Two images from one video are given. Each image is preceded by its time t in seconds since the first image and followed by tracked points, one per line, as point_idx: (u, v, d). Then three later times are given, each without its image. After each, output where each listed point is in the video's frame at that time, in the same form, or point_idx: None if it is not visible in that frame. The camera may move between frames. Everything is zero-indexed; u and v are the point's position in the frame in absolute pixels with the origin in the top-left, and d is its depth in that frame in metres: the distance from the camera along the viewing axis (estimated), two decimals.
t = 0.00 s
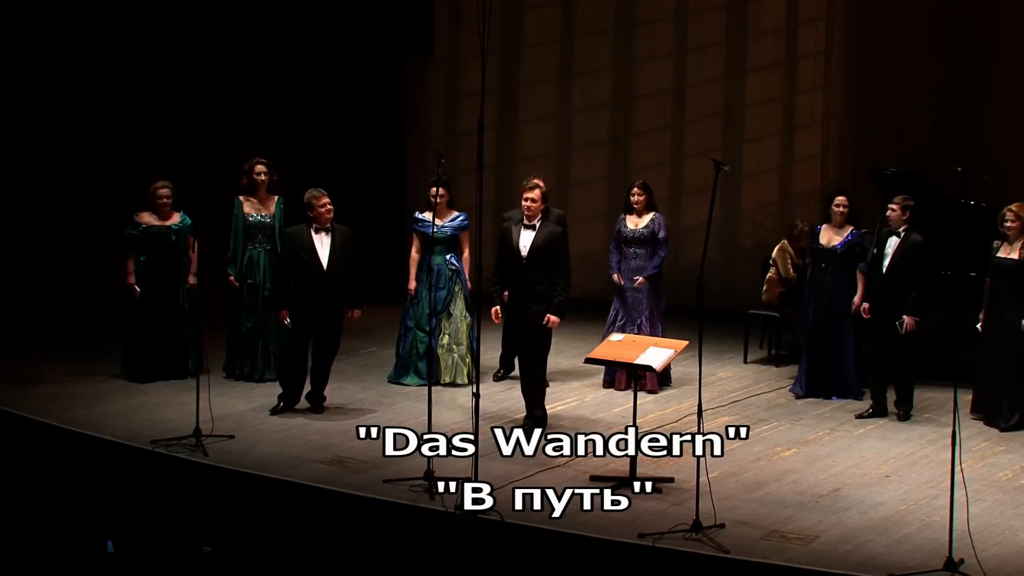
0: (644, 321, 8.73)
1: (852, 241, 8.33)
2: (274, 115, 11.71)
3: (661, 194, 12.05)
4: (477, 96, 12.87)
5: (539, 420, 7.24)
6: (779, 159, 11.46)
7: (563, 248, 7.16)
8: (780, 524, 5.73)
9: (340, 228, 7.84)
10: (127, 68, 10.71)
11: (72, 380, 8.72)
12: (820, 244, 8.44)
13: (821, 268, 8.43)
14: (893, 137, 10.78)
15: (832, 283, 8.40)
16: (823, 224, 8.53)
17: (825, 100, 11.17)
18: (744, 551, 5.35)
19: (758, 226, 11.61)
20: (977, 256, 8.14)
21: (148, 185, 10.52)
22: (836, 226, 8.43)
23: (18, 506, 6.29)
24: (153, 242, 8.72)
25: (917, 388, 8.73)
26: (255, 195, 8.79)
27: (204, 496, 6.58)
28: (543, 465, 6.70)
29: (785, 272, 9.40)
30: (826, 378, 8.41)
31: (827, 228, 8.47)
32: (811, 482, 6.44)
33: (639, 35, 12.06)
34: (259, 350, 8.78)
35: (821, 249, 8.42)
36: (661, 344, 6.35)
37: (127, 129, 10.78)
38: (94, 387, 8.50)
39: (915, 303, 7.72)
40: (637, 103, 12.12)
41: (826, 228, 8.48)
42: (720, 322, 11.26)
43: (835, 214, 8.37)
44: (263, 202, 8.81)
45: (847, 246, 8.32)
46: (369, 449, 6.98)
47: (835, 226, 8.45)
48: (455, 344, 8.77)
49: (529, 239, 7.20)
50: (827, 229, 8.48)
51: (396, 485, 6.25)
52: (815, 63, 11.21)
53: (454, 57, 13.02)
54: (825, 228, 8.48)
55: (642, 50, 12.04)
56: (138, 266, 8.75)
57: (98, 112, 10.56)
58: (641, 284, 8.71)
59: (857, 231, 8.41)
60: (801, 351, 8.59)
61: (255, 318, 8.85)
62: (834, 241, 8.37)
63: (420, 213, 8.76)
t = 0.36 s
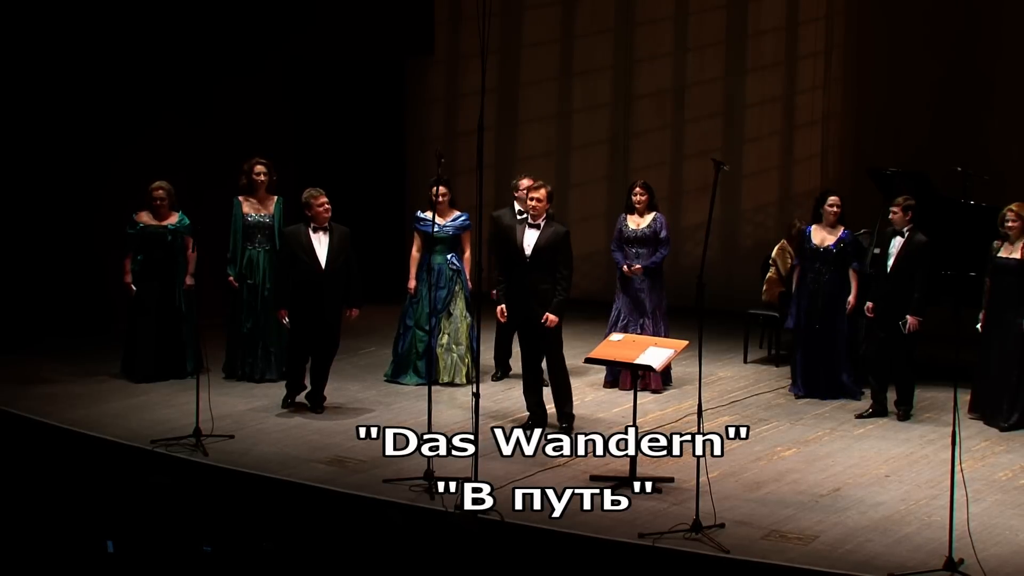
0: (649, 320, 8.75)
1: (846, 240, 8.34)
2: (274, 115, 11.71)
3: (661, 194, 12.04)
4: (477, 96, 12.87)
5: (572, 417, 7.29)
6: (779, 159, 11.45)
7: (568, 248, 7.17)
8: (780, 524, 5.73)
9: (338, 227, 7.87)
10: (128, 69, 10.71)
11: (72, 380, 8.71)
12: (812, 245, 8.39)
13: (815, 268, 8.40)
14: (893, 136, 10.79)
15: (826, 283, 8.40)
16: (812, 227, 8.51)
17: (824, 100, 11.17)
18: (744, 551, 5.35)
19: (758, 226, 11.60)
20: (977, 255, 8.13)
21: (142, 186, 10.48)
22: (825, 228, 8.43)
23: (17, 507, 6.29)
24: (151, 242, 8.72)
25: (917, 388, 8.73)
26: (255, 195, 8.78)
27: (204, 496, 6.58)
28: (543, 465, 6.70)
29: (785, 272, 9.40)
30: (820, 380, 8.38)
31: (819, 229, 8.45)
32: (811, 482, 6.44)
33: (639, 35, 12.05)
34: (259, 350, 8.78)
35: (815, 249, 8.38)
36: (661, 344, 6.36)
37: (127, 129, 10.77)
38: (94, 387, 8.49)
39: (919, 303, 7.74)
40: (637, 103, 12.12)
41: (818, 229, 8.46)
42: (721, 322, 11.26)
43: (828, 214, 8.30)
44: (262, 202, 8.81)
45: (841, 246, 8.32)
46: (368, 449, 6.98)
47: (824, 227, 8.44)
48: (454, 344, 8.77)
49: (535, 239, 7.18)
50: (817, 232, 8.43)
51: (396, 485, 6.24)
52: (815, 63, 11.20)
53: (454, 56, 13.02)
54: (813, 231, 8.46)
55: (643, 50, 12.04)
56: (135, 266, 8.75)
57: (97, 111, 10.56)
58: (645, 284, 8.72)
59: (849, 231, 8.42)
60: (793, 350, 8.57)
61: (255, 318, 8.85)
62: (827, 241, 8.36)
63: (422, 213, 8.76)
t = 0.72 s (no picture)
0: (650, 319, 8.76)
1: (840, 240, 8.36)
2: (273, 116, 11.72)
3: (661, 194, 12.03)
4: (477, 96, 12.87)
5: (578, 414, 7.28)
6: (779, 159, 11.44)
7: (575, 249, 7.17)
8: (780, 524, 5.73)
9: (333, 226, 7.87)
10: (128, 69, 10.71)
11: (71, 380, 8.71)
12: (806, 247, 8.36)
13: (811, 269, 8.38)
14: (893, 136, 10.80)
15: (820, 284, 8.38)
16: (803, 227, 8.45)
17: (824, 100, 11.15)
18: (744, 551, 5.35)
19: (758, 226, 11.59)
20: (978, 255, 8.13)
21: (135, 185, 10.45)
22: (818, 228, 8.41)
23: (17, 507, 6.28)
24: (143, 241, 8.74)
25: (917, 388, 8.73)
26: (254, 196, 8.76)
27: (203, 496, 6.58)
28: (543, 465, 6.70)
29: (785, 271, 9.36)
30: (812, 377, 8.32)
31: (811, 229, 8.42)
32: (811, 482, 6.44)
33: (639, 35, 12.05)
34: (259, 350, 8.78)
35: (810, 251, 8.36)
36: (661, 344, 6.36)
37: (127, 129, 10.76)
38: (93, 387, 8.49)
39: (923, 305, 7.72)
40: (637, 103, 12.12)
41: (810, 230, 8.42)
42: (721, 322, 11.25)
43: (820, 215, 8.30)
44: (262, 202, 8.79)
45: (835, 247, 8.33)
46: (367, 449, 6.98)
47: (817, 227, 8.41)
48: (452, 344, 8.78)
49: (543, 239, 7.15)
50: (810, 232, 8.41)
51: (396, 485, 6.24)
52: (814, 63, 11.19)
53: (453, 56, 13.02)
54: (806, 232, 8.41)
55: (643, 50, 12.04)
56: (128, 265, 8.77)
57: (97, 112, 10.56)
58: (649, 286, 8.75)
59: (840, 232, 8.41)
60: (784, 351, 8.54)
61: (255, 318, 8.84)
62: (822, 242, 8.35)
63: (422, 213, 8.75)
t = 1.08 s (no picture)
0: (652, 320, 8.78)
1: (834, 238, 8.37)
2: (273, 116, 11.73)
3: (661, 194, 12.03)
4: (477, 96, 12.86)
5: (578, 414, 7.28)
6: (779, 159, 11.44)
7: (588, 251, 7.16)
8: (780, 524, 5.73)
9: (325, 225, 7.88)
10: (128, 69, 10.71)
11: (70, 380, 8.71)
12: (801, 248, 8.33)
13: (807, 271, 8.35)
14: (893, 136, 10.80)
15: (815, 283, 8.34)
16: (796, 228, 8.42)
17: (824, 100, 11.15)
18: (743, 551, 5.35)
19: (758, 226, 11.59)
20: (978, 255, 8.13)
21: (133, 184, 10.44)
22: (811, 230, 8.37)
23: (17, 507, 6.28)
24: (131, 241, 8.72)
25: (917, 388, 8.73)
26: (254, 196, 8.75)
27: (203, 495, 6.58)
28: (542, 465, 6.70)
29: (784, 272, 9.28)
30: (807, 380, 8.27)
31: (805, 231, 8.38)
32: (810, 482, 6.44)
33: (639, 35, 12.05)
34: (258, 351, 8.78)
35: (805, 252, 8.33)
36: (661, 344, 6.37)
37: (127, 129, 10.77)
38: (92, 387, 8.49)
39: (916, 304, 7.74)
40: (636, 103, 12.13)
41: (804, 232, 8.38)
42: (721, 322, 11.25)
43: (813, 216, 8.28)
44: (261, 203, 8.78)
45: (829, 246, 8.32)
46: (367, 449, 6.97)
47: (811, 227, 8.37)
48: (446, 344, 8.77)
49: (557, 241, 7.14)
50: (804, 232, 8.38)
51: (396, 485, 6.24)
52: (814, 63, 11.19)
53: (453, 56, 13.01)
54: (801, 232, 8.38)
55: (643, 50, 12.04)
56: (118, 265, 8.77)
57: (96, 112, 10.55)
58: (653, 288, 8.77)
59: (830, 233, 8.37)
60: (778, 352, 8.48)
61: (255, 318, 8.84)
62: (816, 243, 8.32)
63: (417, 212, 8.66)
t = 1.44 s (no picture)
0: (653, 320, 8.79)
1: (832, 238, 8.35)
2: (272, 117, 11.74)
3: (660, 194, 12.04)
4: (476, 96, 12.87)
5: (578, 415, 7.28)
6: (778, 159, 11.44)
7: (602, 253, 7.14)
8: (779, 524, 5.74)
9: (317, 224, 7.88)
10: (126, 69, 10.71)
11: (68, 381, 8.71)
12: (798, 249, 8.33)
13: (804, 271, 8.35)
14: (892, 136, 10.81)
15: (813, 285, 8.33)
16: (795, 229, 8.42)
17: (823, 100, 11.16)
18: (742, 551, 5.35)
19: (757, 227, 11.58)
20: (978, 255, 8.15)
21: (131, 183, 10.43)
22: (808, 232, 8.37)
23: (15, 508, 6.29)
24: (125, 242, 8.71)
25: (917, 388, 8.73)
26: (252, 196, 8.75)
27: (202, 495, 6.58)
28: (542, 465, 6.70)
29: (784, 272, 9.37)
30: (801, 381, 8.28)
31: (801, 232, 8.38)
32: (810, 482, 6.44)
33: (637, 35, 12.05)
34: (257, 350, 8.77)
35: (801, 253, 8.32)
36: (660, 344, 6.37)
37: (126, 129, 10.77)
38: (91, 387, 8.49)
39: (919, 301, 7.68)
40: (635, 103, 12.13)
41: (801, 233, 8.39)
42: (720, 323, 11.26)
43: (809, 217, 8.28)
44: (259, 203, 8.77)
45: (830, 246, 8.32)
46: (366, 449, 6.97)
47: (808, 228, 8.37)
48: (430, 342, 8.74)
49: (570, 242, 7.13)
50: (801, 233, 8.38)
51: (395, 485, 6.24)
52: (814, 63, 11.19)
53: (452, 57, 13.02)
54: (797, 234, 8.38)
55: (642, 51, 12.04)
56: (111, 267, 8.75)
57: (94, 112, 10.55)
58: (654, 288, 8.77)
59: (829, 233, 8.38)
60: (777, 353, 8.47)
61: (254, 318, 8.85)
62: (813, 244, 8.32)
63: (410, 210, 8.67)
